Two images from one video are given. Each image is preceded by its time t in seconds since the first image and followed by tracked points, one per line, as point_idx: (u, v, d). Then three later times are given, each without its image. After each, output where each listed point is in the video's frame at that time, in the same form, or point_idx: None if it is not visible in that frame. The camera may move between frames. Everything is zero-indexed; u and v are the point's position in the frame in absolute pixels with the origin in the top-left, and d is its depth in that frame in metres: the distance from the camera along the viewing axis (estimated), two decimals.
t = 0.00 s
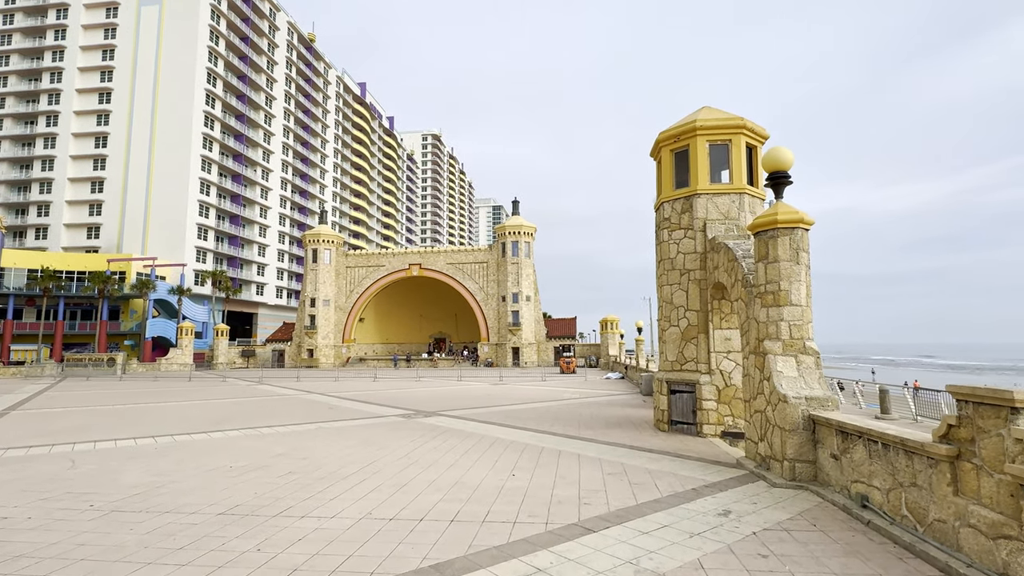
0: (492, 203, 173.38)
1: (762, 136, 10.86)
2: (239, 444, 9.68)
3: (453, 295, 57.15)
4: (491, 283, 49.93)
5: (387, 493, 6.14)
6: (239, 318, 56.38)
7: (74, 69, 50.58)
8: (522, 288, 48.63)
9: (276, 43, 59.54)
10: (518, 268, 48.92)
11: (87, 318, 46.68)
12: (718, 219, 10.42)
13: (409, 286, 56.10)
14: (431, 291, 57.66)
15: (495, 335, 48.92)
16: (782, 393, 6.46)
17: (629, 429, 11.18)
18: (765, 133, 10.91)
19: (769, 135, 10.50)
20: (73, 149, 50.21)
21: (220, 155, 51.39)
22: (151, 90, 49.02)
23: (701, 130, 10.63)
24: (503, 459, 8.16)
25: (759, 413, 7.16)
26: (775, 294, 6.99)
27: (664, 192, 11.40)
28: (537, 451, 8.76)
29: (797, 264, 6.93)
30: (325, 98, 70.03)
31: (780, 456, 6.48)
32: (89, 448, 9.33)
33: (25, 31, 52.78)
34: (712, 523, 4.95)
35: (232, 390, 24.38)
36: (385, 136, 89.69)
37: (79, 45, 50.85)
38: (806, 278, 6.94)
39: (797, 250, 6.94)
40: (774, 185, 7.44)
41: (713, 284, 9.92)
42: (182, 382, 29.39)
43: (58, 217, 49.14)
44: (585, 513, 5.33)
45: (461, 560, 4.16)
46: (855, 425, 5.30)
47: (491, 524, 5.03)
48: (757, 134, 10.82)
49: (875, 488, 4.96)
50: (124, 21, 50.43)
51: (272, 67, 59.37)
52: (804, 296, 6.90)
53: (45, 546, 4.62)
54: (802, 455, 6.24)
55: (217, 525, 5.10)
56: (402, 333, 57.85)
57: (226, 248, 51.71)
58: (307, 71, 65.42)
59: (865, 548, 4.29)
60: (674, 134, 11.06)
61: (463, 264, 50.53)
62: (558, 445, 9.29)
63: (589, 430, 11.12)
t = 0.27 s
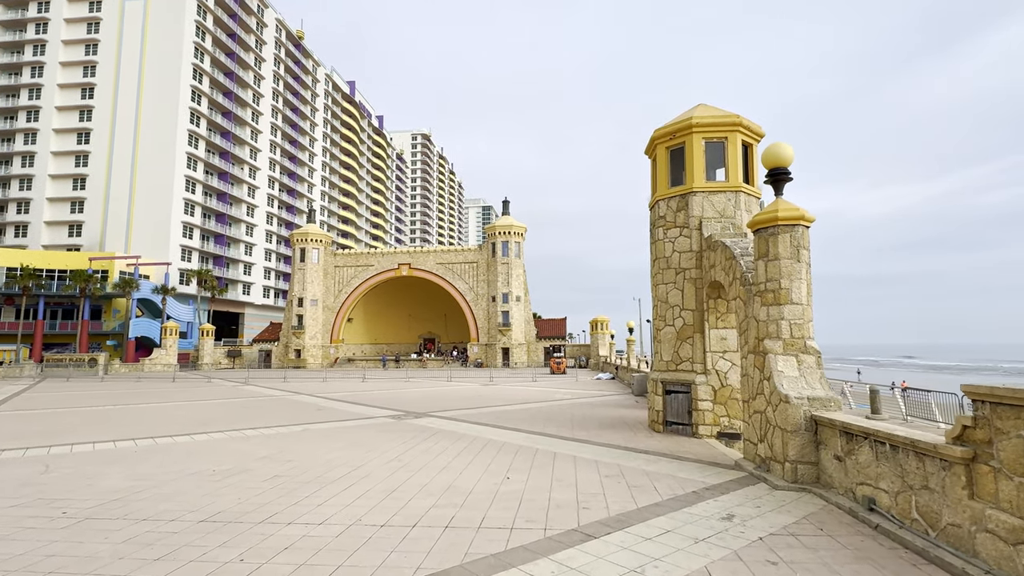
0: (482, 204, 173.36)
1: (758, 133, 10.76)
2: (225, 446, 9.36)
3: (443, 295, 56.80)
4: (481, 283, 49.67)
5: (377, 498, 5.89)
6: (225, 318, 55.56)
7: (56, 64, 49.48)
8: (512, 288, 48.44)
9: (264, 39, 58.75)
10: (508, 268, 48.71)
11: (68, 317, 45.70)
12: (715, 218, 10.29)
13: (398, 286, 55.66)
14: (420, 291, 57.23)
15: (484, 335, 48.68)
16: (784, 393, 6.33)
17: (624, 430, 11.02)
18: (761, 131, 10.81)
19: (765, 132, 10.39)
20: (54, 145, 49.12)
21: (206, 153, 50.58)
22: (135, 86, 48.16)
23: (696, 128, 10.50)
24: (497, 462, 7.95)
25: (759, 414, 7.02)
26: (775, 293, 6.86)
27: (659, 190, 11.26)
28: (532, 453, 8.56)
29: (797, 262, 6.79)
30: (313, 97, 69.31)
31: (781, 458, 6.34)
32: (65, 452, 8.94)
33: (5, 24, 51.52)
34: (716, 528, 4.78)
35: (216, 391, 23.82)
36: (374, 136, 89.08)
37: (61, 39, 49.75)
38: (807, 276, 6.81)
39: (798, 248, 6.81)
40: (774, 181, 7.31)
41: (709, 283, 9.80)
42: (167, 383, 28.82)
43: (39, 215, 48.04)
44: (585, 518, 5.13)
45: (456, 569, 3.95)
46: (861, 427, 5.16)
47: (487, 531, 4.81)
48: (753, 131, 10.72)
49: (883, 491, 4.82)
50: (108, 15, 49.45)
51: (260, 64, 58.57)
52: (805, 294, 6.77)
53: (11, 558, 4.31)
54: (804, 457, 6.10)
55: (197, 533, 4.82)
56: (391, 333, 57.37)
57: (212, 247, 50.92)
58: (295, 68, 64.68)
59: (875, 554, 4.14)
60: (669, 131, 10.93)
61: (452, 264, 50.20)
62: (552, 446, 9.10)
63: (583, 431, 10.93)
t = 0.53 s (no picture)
0: (470, 204, 172.95)
1: (754, 132, 10.66)
2: (209, 451, 9.02)
3: (432, 295, 56.42)
4: (470, 283, 49.38)
5: (369, 505, 5.63)
6: (210, 318, 54.65)
7: (36, 57, 48.28)
8: (502, 289, 48.22)
9: (250, 36, 57.92)
10: (498, 269, 48.47)
11: (47, 317, 44.60)
12: (711, 217, 10.19)
13: (387, 286, 55.18)
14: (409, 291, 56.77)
15: (474, 336, 48.41)
16: (788, 395, 6.17)
17: (618, 431, 10.86)
18: (758, 130, 10.71)
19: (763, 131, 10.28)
20: (34, 141, 47.92)
21: (191, 150, 49.71)
22: (118, 81, 47.20)
23: (694, 125, 10.37)
24: (492, 465, 7.73)
25: (760, 416, 6.87)
26: (778, 292, 6.72)
27: (655, 189, 11.12)
28: (527, 457, 8.35)
29: (800, 261, 6.67)
30: (301, 94, 68.53)
31: (785, 461, 6.19)
32: (40, 457, 8.54)
33: None
34: (725, 536, 4.61)
35: (201, 393, 23.28)
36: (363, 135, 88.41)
37: (41, 32, 48.57)
38: (810, 275, 6.69)
39: (801, 246, 6.68)
40: (776, 178, 7.18)
41: (706, 283, 9.66)
42: (149, 384, 28.20)
43: (18, 212, 46.83)
44: (588, 525, 4.94)
45: None
46: (871, 430, 5.02)
47: (486, 540, 4.60)
48: (750, 130, 10.61)
49: (894, 496, 4.68)
50: (90, 9, 48.40)
51: (246, 61, 57.72)
52: (808, 293, 6.64)
53: None
54: (809, 461, 5.96)
55: (180, 545, 4.55)
56: (379, 334, 56.86)
57: (197, 246, 50.07)
58: (282, 66, 63.90)
59: (891, 563, 3.99)
60: (666, 129, 10.79)
61: (441, 264, 49.84)
62: (548, 449, 8.90)
63: (578, 433, 10.74)
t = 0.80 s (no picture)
0: (458, 204, 172.39)
1: (750, 132, 10.56)
2: (191, 456, 8.69)
3: (420, 296, 56.02)
4: (458, 283, 49.06)
5: (360, 514, 5.39)
6: (193, 318, 53.66)
7: (13, 51, 46.97)
8: (490, 289, 47.99)
9: (235, 32, 56.99)
10: (486, 269, 48.23)
11: (24, 317, 43.42)
12: (707, 217, 10.08)
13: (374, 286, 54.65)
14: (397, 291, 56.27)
15: (462, 336, 48.09)
16: (791, 398, 6.04)
17: (612, 434, 10.70)
18: (753, 130, 10.62)
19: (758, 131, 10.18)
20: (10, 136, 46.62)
21: (174, 147, 48.76)
22: (99, 76, 46.15)
23: (689, 124, 10.24)
24: (487, 470, 7.49)
25: (761, 419, 6.73)
26: (780, 293, 6.59)
27: (650, 188, 10.98)
28: (522, 461, 8.14)
29: (802, 260, 6.54)
30: (287, 93, 67.63)
31: (788, 465, 6.05)
32: (11, 465, 8.13)
33: None
34: (733, 544, 4.44)
35: (182, 395, 22.68)
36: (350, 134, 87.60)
37: (18, 25, 47.28)
38: (812, 276, 6.57)
39: (803, 246, 6.56)
40: (776, 177, 7.05)
41: (703, 283, 9.54)
42: (129, 386, 27.51)
43: None
44: (590, 534, 4.75)
45: None
46: (878, 433, 4.90)
47: (485, 551, 4.38)
48: (746, 129, 10.52)
49: (904, 501, 4.56)
50: (69, 2, 47.24)
51: (231, 57, 56.80)
52: (810, 294, 6.52)
53: None
54: (813, 465, 5.82)
55: (159, 559, 4.28)
56: (366, 334, 56.31)
57: (179, 245, 49.13)
58: (268, 63, 63.03)
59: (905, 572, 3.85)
60: (661, 128, 10.65)
61: (429, 264, 49.46)
62: (544, 452, 8.71)
63: (571, 435, 10.54)
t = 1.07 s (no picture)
0: (444, 204, 171.65)
1: (743, 129, 10.49)
2: (169, 460, 8.34)
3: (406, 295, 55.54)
4: (445, 283, 48.69)
5: (348, 521, 5.14)
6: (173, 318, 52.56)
7: None
8: (477, 289, 47.74)
9: (218, 27, 55.93)
10: (473, 269, 47.98)
11: None
12: (700, 214, 9.98)
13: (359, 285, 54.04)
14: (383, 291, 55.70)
15: (448, 336, 47.75)
16: (791, 397, 5.92)
17: (604, 434, 10.55)
18: (746, 127, 10.55)
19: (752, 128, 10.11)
20: None
21: (154, 143, 47.67)
22: (76, 70, 44.94)
23: (683, 121, 10.14)
24: (479, 473, 7.27)
25: (759, 418, 6.61)
26: (778, 290, 6.47)
27: (642, 185, 10.86)
28: (515, 462, 7.94)
29: (801, 257, 6.44)
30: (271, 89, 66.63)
31: (787, 466, 5.93)
32: None
33: None
34: (738, 549, 4.28)
35: (161, 396, 22.07)
36: (335, 132, 86.66)
37: None
38: (810, 273, 6.47)
39: (802, 243, 6.45)
40: (774, 173, 6.94)
41: (696, 281, 9.43)
42: (106, 387, 26.76)
43: None
44: (590, 539, 4.57)
45: None
46: (883, 432, 4.78)
47: (480, 558, 4.17)
48: (739, 127, 10.44)
49: (910, 502, 4.45)
50: None
51: (213, 52, 55.73)
52: (808, 292, 6.42)
53: None
54: (813, 465, 5.71)
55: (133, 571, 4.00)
56: (351, 335, 55.66)
57: (159, 243, 48.08)
58: (251, 59, 62.02)
59: None
60: (654, 124, 10.53)
61: (416, 264, 49.03)
62: (537, 453, 8.53)
63: (563, 436, 10.37)
